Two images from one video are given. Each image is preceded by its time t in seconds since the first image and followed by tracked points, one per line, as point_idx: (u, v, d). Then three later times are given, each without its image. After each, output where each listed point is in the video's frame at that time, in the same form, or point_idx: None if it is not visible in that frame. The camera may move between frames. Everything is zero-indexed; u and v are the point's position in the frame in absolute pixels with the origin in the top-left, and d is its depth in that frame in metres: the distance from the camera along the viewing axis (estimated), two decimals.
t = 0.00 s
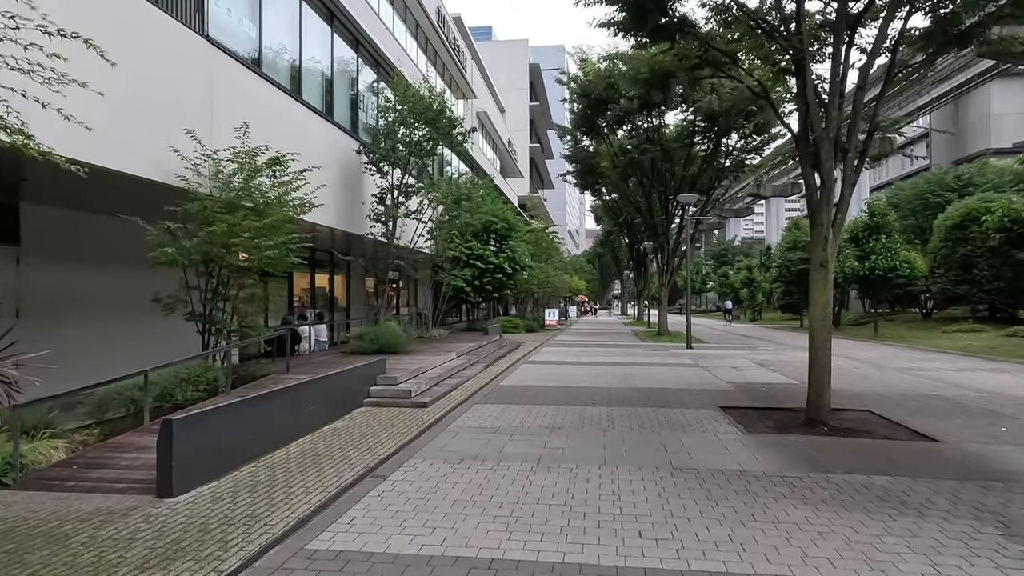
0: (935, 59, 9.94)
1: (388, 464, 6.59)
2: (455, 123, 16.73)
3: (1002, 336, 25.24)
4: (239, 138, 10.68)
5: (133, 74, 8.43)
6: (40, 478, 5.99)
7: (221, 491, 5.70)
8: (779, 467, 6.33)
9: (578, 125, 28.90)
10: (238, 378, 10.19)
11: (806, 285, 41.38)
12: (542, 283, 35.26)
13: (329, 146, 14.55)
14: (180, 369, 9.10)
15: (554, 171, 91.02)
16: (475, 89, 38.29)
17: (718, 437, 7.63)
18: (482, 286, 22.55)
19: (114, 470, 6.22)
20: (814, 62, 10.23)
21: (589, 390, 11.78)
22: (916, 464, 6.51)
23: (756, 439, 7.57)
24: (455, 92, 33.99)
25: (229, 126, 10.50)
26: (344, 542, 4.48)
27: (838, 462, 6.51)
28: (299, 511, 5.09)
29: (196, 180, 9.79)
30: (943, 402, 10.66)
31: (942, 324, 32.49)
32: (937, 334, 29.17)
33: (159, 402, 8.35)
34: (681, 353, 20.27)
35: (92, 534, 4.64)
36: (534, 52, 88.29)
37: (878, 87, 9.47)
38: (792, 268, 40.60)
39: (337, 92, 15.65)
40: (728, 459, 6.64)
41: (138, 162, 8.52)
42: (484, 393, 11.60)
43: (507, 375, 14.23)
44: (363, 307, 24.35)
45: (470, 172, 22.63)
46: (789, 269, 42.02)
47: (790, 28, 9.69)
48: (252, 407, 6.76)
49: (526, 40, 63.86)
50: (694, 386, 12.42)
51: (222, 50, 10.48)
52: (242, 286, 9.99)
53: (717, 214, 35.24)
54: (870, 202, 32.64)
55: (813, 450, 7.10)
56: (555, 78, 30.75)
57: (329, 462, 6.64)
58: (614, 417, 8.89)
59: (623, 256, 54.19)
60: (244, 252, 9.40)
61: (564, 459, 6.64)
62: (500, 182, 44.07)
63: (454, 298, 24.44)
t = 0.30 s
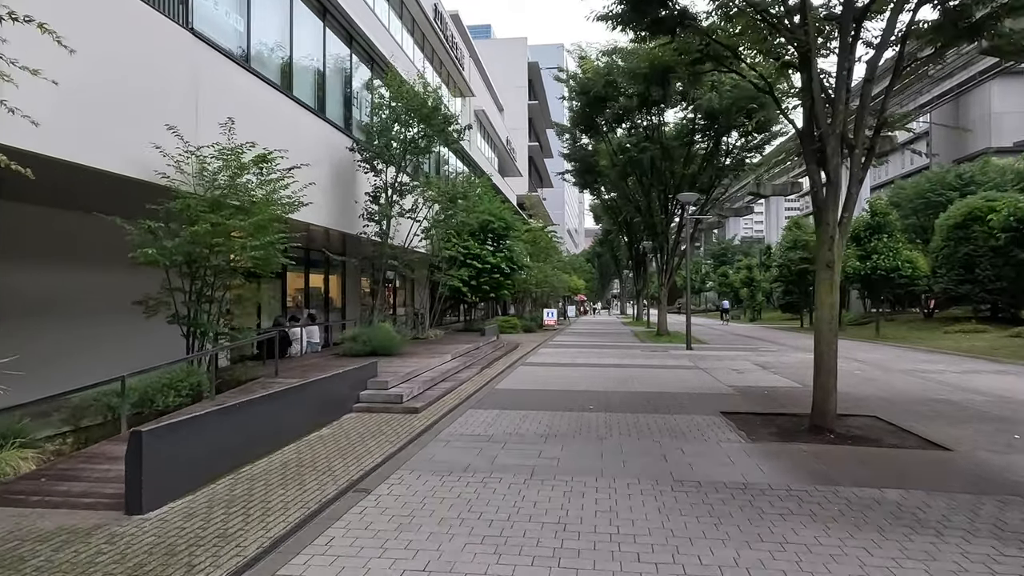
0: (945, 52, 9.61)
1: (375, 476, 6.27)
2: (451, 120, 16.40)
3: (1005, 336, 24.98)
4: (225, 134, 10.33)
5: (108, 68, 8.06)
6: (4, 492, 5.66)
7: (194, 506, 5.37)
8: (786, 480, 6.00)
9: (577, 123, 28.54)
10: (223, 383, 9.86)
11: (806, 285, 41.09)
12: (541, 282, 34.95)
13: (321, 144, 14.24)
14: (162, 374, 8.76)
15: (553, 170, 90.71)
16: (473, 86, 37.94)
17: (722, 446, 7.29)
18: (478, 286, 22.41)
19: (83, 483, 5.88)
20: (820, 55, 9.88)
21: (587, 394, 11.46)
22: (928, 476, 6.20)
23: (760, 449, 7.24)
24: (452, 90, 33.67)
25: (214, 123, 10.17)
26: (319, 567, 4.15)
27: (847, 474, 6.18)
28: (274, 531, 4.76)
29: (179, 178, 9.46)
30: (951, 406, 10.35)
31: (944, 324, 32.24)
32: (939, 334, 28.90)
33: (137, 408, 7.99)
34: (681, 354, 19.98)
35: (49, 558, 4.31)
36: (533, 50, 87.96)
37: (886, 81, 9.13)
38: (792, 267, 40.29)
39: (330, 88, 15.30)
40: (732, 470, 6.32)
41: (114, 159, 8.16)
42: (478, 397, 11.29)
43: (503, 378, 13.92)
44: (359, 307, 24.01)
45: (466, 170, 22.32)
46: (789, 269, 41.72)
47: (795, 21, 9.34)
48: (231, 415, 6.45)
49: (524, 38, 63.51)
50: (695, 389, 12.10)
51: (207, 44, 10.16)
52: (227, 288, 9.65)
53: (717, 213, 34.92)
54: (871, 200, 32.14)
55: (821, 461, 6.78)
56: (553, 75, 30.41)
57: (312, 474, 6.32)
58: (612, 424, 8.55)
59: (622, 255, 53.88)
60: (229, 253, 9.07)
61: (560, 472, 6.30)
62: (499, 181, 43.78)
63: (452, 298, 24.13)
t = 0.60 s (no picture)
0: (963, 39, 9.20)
1: (363, 485, 5.91)
2: (449, 116, 16.05)
3: (1014, 337, 24.60)
4: (213, 126, 9.96)
5: (89, 56, 7.70)
6: None
7: (169, 518, 5.03)
8: (801, 489, 5.63)
9: (579, 120, 28.18)
10: (212, 385, 9.50)
11: (810, 285, 40.70)
12: (541, 282, 34.60)
13: (315, 140, 13.89)
14: (146, 375, 8.41)
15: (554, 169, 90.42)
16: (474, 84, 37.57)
17: (731, 452, 6.93)
18: (478, 285, 22.10)
19: (52, 493, 5.52)
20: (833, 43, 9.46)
21: (588, 396, 11.10)
22: (952, 485, 5.82)
23: (772, 456, 6.87)
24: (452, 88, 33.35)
25: (202, 115, 9.82)
26: None
27: (865, 483, 5.82)
28: (251, 547, 4.40)
29: (165, 172, 9.11)
30: (966, 409, 9.98)
31: (950, 325, 31.82)
32: (945, 335, 28.52)
33: (119, 411, 7.62)
34: (684, 355, 19.60)
35: None
36: (534, 49, 87.65)
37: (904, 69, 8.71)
38: (796, 267, 39.88)
39: (325, 82, 14.93)
40: (743, 479, 5.95)
41: (93, 151, 7.78)
42: (476, 399, 10.93)
43: (502, 379, 13.55)
44: (357, 307, 23.65)
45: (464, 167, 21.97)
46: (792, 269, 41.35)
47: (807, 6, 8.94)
48: (212, 421, 6.10)
49: (525, 37, 63.19)
50: (700, 391, 11.73)
51: (196, 34, 9.81)
52: (215, 286, 9.30)
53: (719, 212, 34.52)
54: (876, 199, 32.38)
55: (837, 469, 6.40)
56: (554, 72, 30.03)
57: (297, 482, 5.96)
58: (615, 429, 8.19)
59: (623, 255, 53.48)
60: (215, 249, 8.71)
61: (560, 480, 5.94)
62: (500, 180, 43.44)
63: (451, 297, 23.77)
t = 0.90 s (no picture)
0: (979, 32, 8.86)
1: (351, 500, 5.60)
2: (449, 113, 15.74)
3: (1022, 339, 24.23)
4: (203, 123, 9.64)
5: (71, 48, 7.39)
6: None
7: (144, 536, 4.72)
8: (816, 505, 5.31)
9: (580, 119, 27.95)
10: (201, 390, 9.20)
11: (813, 285, 40.36)
12: (543, 283, 34.30)
13: (312, 138, 13.60)
14: (133, 381, 8.12)
15: (555, 169, 90.17)
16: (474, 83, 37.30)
17: (740, 463, 6.60)
18: (478, 286, 21.82)
19: (23, 508, 5.21)
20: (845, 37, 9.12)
21: (590, 400, 10.80)
22: (976, 500, 5.50)
23: (782, 467, 6.55)
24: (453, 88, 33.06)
25: (191, 111, 9.53)
26: None
27: (884, 499, 5.50)
28: (226, 571, 4.08)
29: (153, 170, 8.81)
30: (981, 415, 9.66)
31: (956, 326, 31.44)
32: (952, 336, 28.16)
33: (101, 418, 7.30)
34: (688, 357, 19.28)
35: None
36: (535, 49, 87.46)
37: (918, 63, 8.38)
38: (799, 268, 39.54)
39: (322, 79, 14.63)
40: (754, 493, 5.64)
41: (75, 147, 7.47)
42: (475, 404, 10.61)
43: (501, 383, 13.24)
44: (356, 307, 23.36)
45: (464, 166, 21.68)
46: (795, 269, 41.02)
47: None
48: (193, 432, 5.78)
49: (526, 36, 62.97)
50: (705, 395, 11.42)
51: (186, 28, 9.53)
52: (205, 288, 9.00)
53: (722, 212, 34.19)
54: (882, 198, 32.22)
55: (853, 483, 6.08)
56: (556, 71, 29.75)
57: (282, 496, 5.64)
58: (618, 437, 7.87)
59: (625, 255, 53.17)
60: (201, 251, 8.38)
61: (561, 494, 5.62)
62: (501, 180, 43.16)
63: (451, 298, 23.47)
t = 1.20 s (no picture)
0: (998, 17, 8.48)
1: (336, 509, 5.25)
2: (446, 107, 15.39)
3: None
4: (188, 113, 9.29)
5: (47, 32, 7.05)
6: None
7: (108, 550, 4.39)
8: (832, 515, 4.96)
9: (581, 116, 27.65)
10: (186, 391, 8.87)
11: (817, 285, 39.97)
12: (544, 282, 33.93)
13: (306, 132, 13.27)
14: (113, 381, 7.78)
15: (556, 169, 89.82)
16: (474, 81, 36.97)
17: (748, 470, 6.26)
18: (478, 285, 21.50)
19: None
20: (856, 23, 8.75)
21: (591, 402, 10.46)
22: (1003, 510, 5.15)
23: (794, 474, 6.21)
24: (453, 84, 32.70)
25: (176, 102, 9.20)
26: None
27: (904, 510, 5.14)
28: None
29: (136, 162, 8.49)
30: (996, 417, 9.29)
31: (962, 326, 31.04)
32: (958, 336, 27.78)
33: (77, 421, 6.96)
34: (690, 357, 18.92)
35: None
36: (536, 48, 87.17)
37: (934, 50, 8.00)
38: (803, 267, 39.17)
39: (316, 72, 14.29)
40: (764, 503, 5.30)
41: (51, 137, 7.13)
42: (471, 405, 10.28)
43: (499, 383, 12.90)
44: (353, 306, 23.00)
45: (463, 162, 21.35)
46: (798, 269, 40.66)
47: None
48: (167, 437, 5.46)
49: (526, 35, 62.67)
50: (709, 396, 11.06)
51: (170, 15, 9.18)
52: (190, 285, 8.66)
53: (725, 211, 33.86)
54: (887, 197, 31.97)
55: (870, 491, 5.73)
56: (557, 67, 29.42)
57: (261, 505, 5.30)
58: (620, 441, 7.51)
59: (627, 254, 52.77)
60: (185, 246, 8.04)
61: (559, 503, 5.27)
62: (501, 178, 42.80)
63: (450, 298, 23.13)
